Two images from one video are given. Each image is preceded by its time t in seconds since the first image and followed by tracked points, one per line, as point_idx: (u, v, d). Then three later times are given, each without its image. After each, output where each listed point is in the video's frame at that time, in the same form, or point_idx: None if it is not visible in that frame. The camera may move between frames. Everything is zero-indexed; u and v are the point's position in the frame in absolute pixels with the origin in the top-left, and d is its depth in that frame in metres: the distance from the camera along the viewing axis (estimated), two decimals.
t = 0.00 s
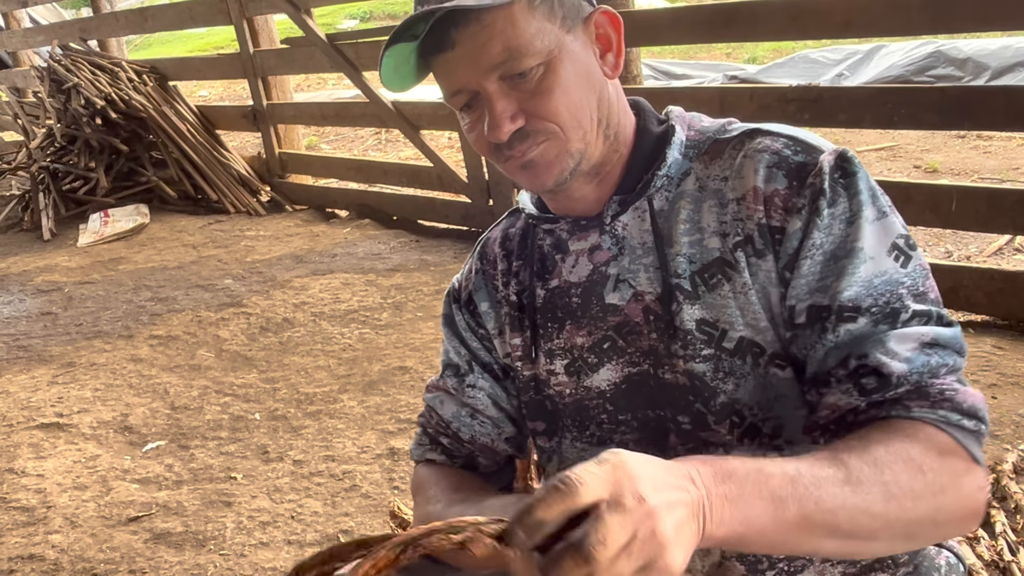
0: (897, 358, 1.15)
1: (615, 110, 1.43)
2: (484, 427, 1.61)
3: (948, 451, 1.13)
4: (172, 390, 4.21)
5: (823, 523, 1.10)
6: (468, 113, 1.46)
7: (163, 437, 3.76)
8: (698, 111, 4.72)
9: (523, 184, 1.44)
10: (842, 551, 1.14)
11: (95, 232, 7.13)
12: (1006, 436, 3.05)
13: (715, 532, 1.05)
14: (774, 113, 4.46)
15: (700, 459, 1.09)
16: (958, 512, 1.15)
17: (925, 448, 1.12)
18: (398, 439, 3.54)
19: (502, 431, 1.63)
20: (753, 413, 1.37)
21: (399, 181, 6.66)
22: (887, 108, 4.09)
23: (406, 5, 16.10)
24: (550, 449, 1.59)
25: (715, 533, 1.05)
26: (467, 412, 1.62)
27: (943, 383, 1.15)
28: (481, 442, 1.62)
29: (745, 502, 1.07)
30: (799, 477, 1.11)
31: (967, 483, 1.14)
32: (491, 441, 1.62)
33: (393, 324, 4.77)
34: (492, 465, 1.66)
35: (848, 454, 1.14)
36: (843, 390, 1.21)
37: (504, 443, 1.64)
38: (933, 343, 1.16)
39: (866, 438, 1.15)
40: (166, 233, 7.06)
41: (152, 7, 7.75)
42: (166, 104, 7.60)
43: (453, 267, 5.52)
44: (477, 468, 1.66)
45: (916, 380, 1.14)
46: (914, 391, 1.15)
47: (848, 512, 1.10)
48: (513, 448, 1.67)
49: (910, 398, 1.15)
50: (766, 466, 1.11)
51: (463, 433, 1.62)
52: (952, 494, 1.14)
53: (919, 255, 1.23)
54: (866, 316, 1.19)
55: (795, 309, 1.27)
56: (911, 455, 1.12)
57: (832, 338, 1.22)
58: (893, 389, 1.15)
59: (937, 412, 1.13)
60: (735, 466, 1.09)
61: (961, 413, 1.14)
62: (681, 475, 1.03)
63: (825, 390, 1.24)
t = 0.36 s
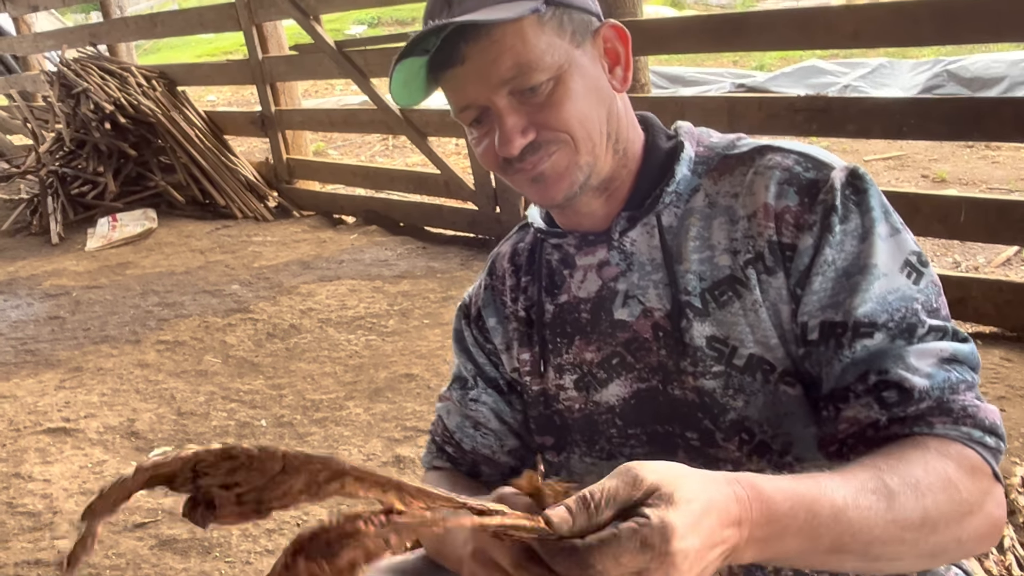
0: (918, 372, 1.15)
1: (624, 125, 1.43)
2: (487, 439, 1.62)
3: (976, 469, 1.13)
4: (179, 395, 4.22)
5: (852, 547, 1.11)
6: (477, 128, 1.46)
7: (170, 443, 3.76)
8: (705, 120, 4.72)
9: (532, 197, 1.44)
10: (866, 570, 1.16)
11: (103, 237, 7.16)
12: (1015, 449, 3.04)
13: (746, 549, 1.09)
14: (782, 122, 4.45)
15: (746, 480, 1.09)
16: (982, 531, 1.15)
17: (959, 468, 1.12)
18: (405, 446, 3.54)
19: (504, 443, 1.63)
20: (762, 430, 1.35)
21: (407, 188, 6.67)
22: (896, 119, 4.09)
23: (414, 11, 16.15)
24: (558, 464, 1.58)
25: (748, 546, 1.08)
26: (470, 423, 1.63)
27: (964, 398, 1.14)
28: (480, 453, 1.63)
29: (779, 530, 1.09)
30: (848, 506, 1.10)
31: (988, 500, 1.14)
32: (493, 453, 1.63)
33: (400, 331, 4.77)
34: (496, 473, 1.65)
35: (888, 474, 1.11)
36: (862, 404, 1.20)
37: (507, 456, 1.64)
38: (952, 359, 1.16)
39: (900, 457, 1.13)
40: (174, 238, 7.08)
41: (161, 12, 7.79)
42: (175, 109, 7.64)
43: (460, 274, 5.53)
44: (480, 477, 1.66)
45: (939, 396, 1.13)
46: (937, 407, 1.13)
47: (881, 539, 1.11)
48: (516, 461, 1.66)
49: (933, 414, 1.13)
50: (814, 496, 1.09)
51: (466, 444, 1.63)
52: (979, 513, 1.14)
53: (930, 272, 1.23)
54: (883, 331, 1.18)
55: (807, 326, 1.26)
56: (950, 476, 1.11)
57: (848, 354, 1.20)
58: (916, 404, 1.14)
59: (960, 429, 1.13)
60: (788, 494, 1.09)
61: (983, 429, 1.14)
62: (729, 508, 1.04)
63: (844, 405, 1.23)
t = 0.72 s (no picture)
0: (902, 391, 1.17)
1: (621, 146, 1.44)
2: (480, 450, 1.61)
3: (954, 487, 1.16)
4: (181, 401, 4.24)
5: (805, 546, 1.18)
6: (475, 147, 1.48)
7: (172, 448, 3.78)
8: (706, 128, 4.74)
9: (529, 216, 1.46)
10: (822, 568, 1.22)
11: (106, 240, 7.19)
12: (1013, 460, 3.05)
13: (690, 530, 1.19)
14: (783, 131, 4.47)
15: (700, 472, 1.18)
16: (951, 549, 1.19)
17: (932, 484, 1.15)
18: (405, 453, 3.55)
19: (498, 458, 1.61)
20: (756, 447, 1.38)
21: (408, 193, 6.70)
22: (896, 129, 4.11)
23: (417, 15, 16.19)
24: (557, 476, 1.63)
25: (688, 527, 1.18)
26: (465, 435, 1.63)
27: (949, 416, 1.17)
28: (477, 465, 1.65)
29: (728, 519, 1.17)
30: (802, 510, 1.15)
31: (968, 517, 1.17)
32: (486, 466, 1.61)
33: (401, 337, 4.79)
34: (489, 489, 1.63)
35: (850, 482, 1.17)
36: (848, 419, 1.22)
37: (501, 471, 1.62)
38: (940, 376, 1.18)
39: (871, 468, 1.18)
40: (176, 242, 7.11)
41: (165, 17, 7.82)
42: (178, 113, 7.68)
43: (461, 280, 5.55)
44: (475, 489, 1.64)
45: (922, 413, 1.16)
46: (920, 424, 1.17)
47: (835, 543, 1.16)
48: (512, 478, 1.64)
49: (916, 431, 1.17)
50: (767, 494, 1.16)
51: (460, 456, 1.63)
52: (954, 530, 1.18)
53: (921, 293, 1.25)
54: (869, 351, 1.20)
55: (796, 345, 1.28)
56: (918, 489, 1.15)
57: (835, 373, 1.23)
58: (898, 421, 1.17)
59: (943, 446, 1.16)
60: (740, 491, 1.16)
61: (967, 447, 1.16)
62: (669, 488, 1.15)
63: (830, 420, 1.25)
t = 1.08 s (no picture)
0: (893, 365, 1.19)
1: (614, 132, 1.46)
2: (476, 432, 1.63)
3: (947, 454, 1.16)
4: (183, 390, 4.26)
5: (809, 509, 1.17)
6: (471, 134, 1.49)
7: (175, 437, 3.80)
8: (708, 120, 4.75)
9: (524, 202, 1.47)
10: (831, 540, 1.20)
11: (108, 231, 7.20)
12: (1012, 450, 3.06)
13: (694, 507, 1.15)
14: (785, 123, 4.47)
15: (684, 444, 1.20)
16: (953, 514, 1.18)
17: (924, 448, 1.16)
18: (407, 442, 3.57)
19: (495, 439, 1.63)
20: (751, 426, 1.39)
21: (410, 184, 6.70)
22: (898, 121, 4.11)
23: (418, 8, 16.16)
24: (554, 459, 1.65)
25: (695, 508, 1.15)
26: (463, 417, 1.65)
27: (941, 387, 1.18)
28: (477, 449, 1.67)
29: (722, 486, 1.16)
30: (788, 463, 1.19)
31: (966, 485, 1.17)
32: (481, 447, 1.63)
33: (403, 327, 4.80)
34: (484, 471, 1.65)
35: (840, 450, 1.19)
36: (843, 398, 1.24)
37: (498, 453, 1.64)
38: (929, 349, 1.19)
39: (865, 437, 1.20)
40: (178, 234, 7.12)
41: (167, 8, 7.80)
42: (180, 105, 7.69)
43: (463, 272, 5.56)
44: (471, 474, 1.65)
45: (914, 386, 1.18)
46: (912, 396, 1.18)
47: (834, 500, 1.16)
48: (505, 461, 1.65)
49: (909, 403, 1.18)
50: (746, 454, 1.20)
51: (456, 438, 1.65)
52: (954, 495, 1.18)
53: (913, 271, 1.27)
54: (861, 328, 1.22)
55: (792, 324, 1.30)
56: (906, 454, 1.16)
57: (828, 350, 1.25)
58: (892, 395, 1.18)
59: (936, 416, 1.16)
60: (720, 453, 1.19)
61: (959, 416, 1.17)
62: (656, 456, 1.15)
63: (826, 399, 1.27)
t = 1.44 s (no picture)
0: (882, 362, 1.21)
1: (624, 119, 1.46)
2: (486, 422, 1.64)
3: (924, 455, 1.19)
4: (183, 385, 4.26)
5: (788, 501, 1.18)
6: (481, 115, 1.49)
7: (175, 432, 3.80)
8: (707, 115, 4.75)
9: (533, 185, 1.48)
10: (805, 531, 1.22)
11: (107, 228, 7.20)
12: (1011, 443, 3.07)
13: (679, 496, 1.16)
14: (784, 119, 4.48)
15: (679, 431, 1.19)
16: (926, 513, 1.22)
17: (903, 450, 1.18)
18: (407, 437, 3.57)
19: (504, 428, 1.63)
20: (752, 413, 1.40)
21: (409, 181, 6.71)
22: (897, 116, 4.12)
23: (417, 6, 16.16)
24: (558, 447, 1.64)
25: (678, 496, 1.16)
26: (471, 404, 1.66)
27: (925, 387, 1.21)
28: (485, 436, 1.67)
29: (712, 476, 1.17)
30: (778, 456, 1.19)
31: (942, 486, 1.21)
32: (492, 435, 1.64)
33: (402, 323, 4.81)
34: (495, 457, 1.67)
35: (825, 443, 1.21)
36: (828, 390, 1.26)
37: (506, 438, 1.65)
38: (917, 349, 1.22)
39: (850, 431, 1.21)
40: (177, 231, 7.12)
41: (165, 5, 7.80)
42: (179, 102, 7.69)
43: (462, 268, 5.56)
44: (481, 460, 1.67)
45: (899, 384, 1.20)
46: (897, 395, 1.20)
47: (815, 495, 1.18)
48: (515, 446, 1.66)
49: (892, 401, 1.21)
50: (743, 445, 1.20)
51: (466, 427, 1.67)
52: (928, 495, 1.21)
53: (909, 265, 1.27)
54: (852, 322, 1.24)
55: (785, 314, 1.31)
56: (887, 453, 1.18)
57: (819, 342, 1.26)
58: (877, 392, 1.21)
59: (916, 416, 1.19)
60: (713, 443, 1.19)
61: (939, 417, 1.20)
62: (656, 446, 1.14)
63: (812, 390, 1.29)
